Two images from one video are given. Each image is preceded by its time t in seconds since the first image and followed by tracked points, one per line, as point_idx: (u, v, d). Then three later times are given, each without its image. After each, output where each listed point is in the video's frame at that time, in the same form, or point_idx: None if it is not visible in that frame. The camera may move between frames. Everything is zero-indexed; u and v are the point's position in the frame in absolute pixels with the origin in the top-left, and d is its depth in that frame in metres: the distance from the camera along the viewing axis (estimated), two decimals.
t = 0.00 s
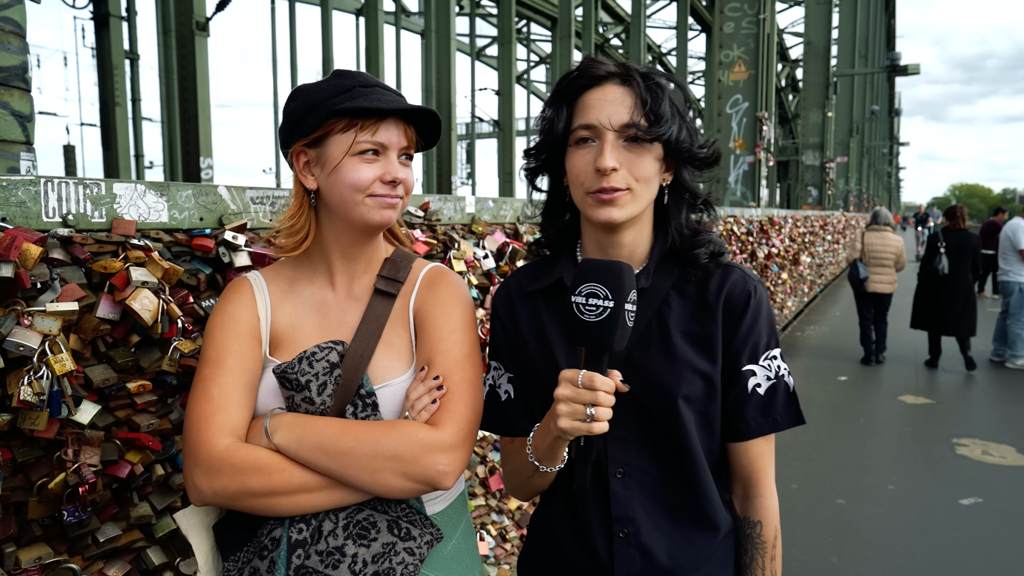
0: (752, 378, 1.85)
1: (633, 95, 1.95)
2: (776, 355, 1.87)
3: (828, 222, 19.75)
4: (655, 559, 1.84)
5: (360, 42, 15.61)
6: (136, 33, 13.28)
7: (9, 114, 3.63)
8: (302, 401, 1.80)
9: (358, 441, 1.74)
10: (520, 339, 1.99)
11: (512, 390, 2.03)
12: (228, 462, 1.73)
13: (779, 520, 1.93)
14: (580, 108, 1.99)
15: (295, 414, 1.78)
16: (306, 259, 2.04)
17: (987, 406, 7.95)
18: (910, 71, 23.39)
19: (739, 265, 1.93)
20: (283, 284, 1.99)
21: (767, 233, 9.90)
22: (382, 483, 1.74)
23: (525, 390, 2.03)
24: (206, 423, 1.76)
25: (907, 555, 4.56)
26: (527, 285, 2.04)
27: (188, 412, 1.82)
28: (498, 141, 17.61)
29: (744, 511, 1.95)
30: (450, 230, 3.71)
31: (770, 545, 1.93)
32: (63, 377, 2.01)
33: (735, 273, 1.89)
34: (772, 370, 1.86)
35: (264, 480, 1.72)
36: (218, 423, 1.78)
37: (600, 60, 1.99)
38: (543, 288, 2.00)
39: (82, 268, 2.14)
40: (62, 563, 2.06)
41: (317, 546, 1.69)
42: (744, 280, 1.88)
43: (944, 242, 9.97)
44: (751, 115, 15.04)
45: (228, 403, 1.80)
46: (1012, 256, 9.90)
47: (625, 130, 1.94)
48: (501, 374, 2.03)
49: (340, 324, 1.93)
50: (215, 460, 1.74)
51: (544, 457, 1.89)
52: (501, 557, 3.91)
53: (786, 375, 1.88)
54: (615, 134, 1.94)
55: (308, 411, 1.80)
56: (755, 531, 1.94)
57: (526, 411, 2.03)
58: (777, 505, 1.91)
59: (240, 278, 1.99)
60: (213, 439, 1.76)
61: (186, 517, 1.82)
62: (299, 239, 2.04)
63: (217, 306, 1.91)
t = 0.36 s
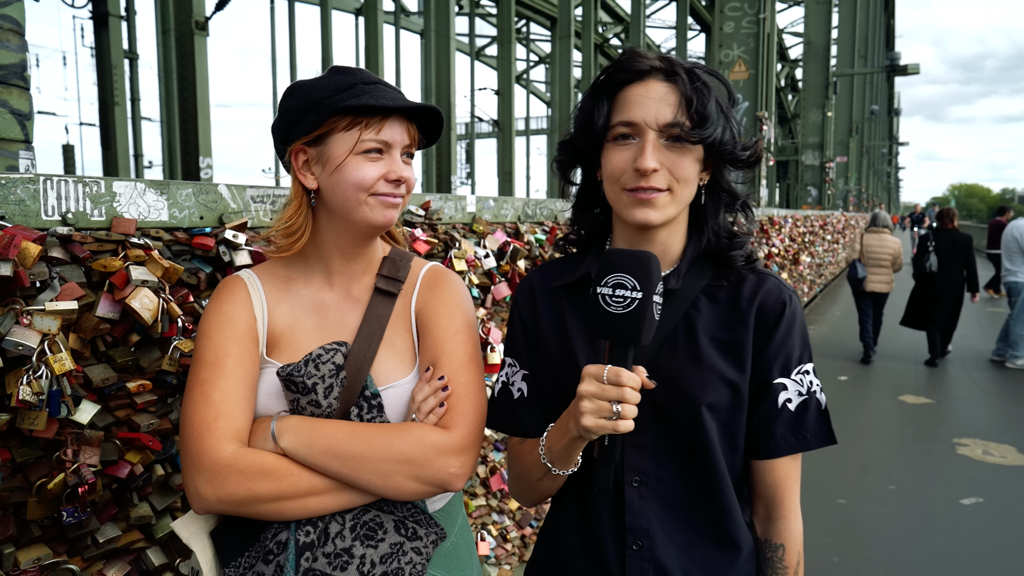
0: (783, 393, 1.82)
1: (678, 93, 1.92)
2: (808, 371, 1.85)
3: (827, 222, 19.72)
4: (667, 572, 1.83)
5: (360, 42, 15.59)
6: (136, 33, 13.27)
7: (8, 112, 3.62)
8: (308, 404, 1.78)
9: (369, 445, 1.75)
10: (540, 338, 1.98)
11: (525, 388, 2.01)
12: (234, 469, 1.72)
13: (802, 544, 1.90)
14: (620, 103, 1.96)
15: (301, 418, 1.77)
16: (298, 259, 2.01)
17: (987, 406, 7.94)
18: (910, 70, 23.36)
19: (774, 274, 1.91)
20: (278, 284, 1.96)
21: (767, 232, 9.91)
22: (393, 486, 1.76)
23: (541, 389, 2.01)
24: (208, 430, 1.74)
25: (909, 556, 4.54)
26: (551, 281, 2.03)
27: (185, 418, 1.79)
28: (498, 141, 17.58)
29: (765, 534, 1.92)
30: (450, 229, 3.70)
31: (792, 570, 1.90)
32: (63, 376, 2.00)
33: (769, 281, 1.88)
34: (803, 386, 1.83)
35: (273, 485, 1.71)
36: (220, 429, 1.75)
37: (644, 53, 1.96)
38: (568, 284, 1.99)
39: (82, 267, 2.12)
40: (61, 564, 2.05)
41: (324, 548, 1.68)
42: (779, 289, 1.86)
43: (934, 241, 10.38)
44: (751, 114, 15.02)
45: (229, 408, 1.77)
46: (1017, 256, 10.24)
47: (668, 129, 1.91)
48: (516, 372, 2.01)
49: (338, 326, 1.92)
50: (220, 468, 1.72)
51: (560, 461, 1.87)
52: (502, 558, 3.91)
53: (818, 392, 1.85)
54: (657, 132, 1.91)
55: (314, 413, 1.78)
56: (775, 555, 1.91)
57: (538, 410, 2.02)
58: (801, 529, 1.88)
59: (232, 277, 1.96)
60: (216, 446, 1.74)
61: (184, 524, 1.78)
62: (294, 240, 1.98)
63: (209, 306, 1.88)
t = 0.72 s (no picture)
0: (814, 409, 1.78)
1: (696, 87, 1.91)
2: (841, 385, 1.79)
3: (827, 222, 19.71)
4: None
5: (359, 42, 15.59)
6: (135, 33, 13.29)
7: (8, 112, 3.61)
8: (306, 409, 1.79)
9: (368, 452, 1.75)
10: (559, 344, 1.98)
11: (543, 391, 2.02)
12: (232, 476, 1.71)
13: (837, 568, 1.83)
14: (636, 100, 1.95)
15: (300, 424, 1.77)
16: (295, 260, 2.00)
17: (986, 406, 7.94)
18: (909, 70, 23.36)
19: (803, 283, 1.86)
20: (274, 286, 1.95)
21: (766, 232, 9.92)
22: (392, 494, 1.75)
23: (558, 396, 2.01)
24: (205, 435, 1.73)
25: (907, 556, 4.55)
26: (572, 283, 2.04)
27: (182, 422, 1.78)
28: (497, 141, 17.59)
29: (796, 556, 1.86)
30: (451, 229, 3.69)
31: None
32: (63, 377, 1.99)
33: (797, 290, 1.83)
34: (836, 401, 1.78)
35: (271, 493, 1.70)
36: (217, 434, 1.75)
37: (658, 48, 1.95)
38: (588, 287, 2.00)
39: (82, 267, 2.12)
40: (61, 566, 2.05)
41: (323, 553, 1.69)
42: (807, 297, 1.81)
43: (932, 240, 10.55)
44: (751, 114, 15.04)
45: (227, 413, 1.77)
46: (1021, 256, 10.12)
47: (686, 123, 1.90)
48: (534, 375, 2.03)
49: (335, 329, 1.92)
50: (217, 474, 1.71)
51: (572, 469, 1.86)
52: (502, 559, 3.91)
53: (852, 408, 1.80)
54: (674, 127, 1.90)
55: (313, 418, 1.79)
56: None
57: (553, 416, 2.01)
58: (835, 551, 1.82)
59: (228, 277, 1.95)
60: (214, 452, 1.73)
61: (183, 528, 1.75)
62: (290, 239, 1.98)
63: (206, 307, 1.87)
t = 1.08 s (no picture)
0: (816, 379, 1.71)
1: (652, 87, 1.92)
2: (833, 352, 1.74)
3: (826, 222, 19.70)
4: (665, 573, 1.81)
5: (359, 42, 15.58)
6: (134, 33, 13.29)
7: (8, 112, 3.60)
8: (308, 410, 1.78)
9: (371, 453, 1.74)
10: (543, 342, 1.99)
11: (530, 396, 2.02)
12: (233, 479, 1.70)
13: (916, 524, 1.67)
14: (598, 104, 1.98)
15: (301, 426, 1.76)
16: (295, 261, 1.99)
17: (986, 406, 7.93)
18: (909, 70, 23.36)
19: (773, 264, 1.85)
20: (273, 288, 1.94)
21: (767, 232, 9.94)
22: (396, 494, 1.75)
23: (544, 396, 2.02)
24: (205, 438, 1.73)
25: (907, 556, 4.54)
26: (552, 286, 2.05)
27: (182, 425, 1.77)
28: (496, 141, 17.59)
29: (872, 523, 1.70)
30: (452, 229, 3.68)
31: (916, 553, 1.66)
32: (63, 378, 1.98)
33: (766, 270, 1.81)
34: (835, 368, 1.72)
35: (273, 495, 1.70)
36: (218, 437, 1.74)
37: (617, 54, 1.98)
38: (568, 288, 2.00)
39: (82, 268, 2.11)
40: (61, 567, 2.04)
41: (326, 556, 1.67)
42: (776, 275, 1.80)
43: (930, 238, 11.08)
44: (751, 114, 15.08)
45: (227, 416, 1.76)
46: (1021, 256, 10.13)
47: (644, 121, 1.92)
48: (521, 380, 2.03)
49: (335, 329, 1.91)
50: (218, 477, 1.71)
51: (560, 468, 1.88)
52: (503, 559, 3.91)
53: (850, 372, 1.75)
54: (633, 126, 1.93)
55: (314, 420, 1.78)
56: (893, 541, 1.68)
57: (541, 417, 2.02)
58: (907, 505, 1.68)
59: (228, 279, 1.94)
60: (214, 455, 1.72)
61: (177, 533, 1.77)
62: (291, 242, 1.97)
63: (204, 310, 1.86)
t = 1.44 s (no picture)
0: (764, 365, 1.78)
1: (617, 92, 1.99)
2: (784, 340, 1.79)
3: (826, 222, 19.68)
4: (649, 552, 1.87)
5: (358, 41, 15.56)
6: (134, 33, 13.28)
7: (8, 110, 3.59)
8: (314, 411, 1.77)
9: (380, 452, 1.73)
10: (523, 337, 2.03)
11: (514, 391, 2.07)
12: (239, 483, 1.69)
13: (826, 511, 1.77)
14: (566, 110, 2.03)
15: (308, 427, 1.75)
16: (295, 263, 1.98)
17: (987, 406, 7.92)
18: (909, 70, 23.36)
19: (737, 254, 1.91)
20: (273, 288, 1.93)
21: (767, 232, 9.93)
22: (407, 493, 1.74)
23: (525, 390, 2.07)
24: (210, 442, 1.72)
25: (908, 555, 4.54)
26: (529, 286, 2.09)
27: (185, 430, 1.76)
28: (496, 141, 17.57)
29: (786, 507, 1.79)
30: (453, 229, 3.67)
31: (820, 538, 1.76)
32: (63, 377, 1.96)
33: (730, 260, 1.87)
34: (783, 355, 1.78)
35: (281, 498, 1.69)
36: (223, 441, 1.73)
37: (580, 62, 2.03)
38: (545, 287, 2.05)
39: (82, 266, 2.09)
40: (62, 568, 2.02)
41: (335, 558, 1.69)
42: (739, 265, 1.85)
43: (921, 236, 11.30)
44: (751, 114, 15.15)
45: (232, 419, 1.75)
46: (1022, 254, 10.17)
47: (610, 127, 1.99)
48: (505, 377, 2.08)
49: (338, 329, 1.90)
50: (224, 481, 1.70)
51: (541, 460, 1.95)
52: (505, 559, 3.90)
53: (799, 359, 1.80)
54: (601, 131, 1.99)
55: (321, 420, 1.77)
56: (801, 527, 1.78)
57: (525, 410, 2.07)
58: (819, 495, 1.77)
59: (227, 281, 1.92)
60: (220, 459, 1.71)
61: (185, 541, 1.77)
62: (297, 250, 1.93)
63: (204, 312, 1.84)
